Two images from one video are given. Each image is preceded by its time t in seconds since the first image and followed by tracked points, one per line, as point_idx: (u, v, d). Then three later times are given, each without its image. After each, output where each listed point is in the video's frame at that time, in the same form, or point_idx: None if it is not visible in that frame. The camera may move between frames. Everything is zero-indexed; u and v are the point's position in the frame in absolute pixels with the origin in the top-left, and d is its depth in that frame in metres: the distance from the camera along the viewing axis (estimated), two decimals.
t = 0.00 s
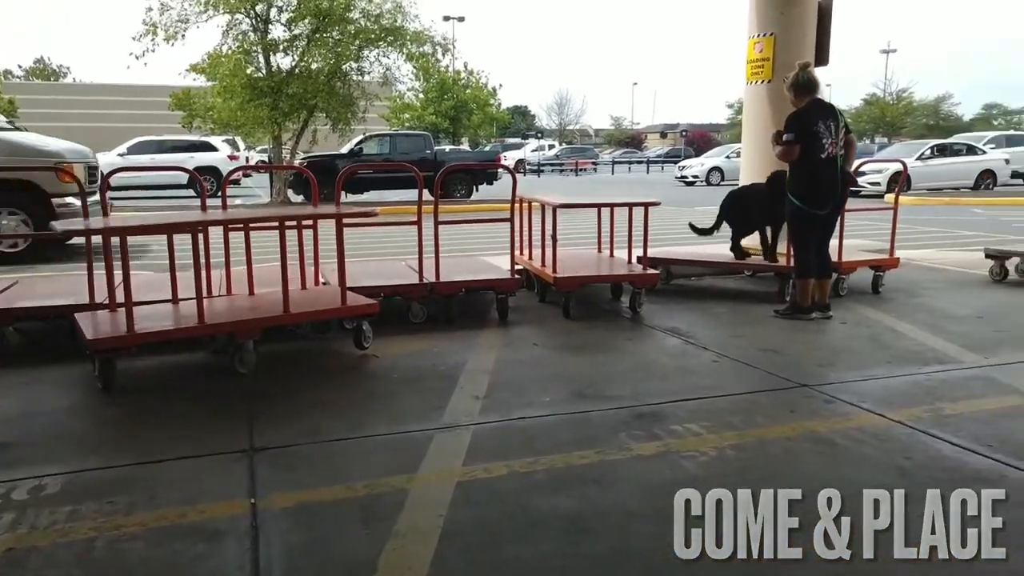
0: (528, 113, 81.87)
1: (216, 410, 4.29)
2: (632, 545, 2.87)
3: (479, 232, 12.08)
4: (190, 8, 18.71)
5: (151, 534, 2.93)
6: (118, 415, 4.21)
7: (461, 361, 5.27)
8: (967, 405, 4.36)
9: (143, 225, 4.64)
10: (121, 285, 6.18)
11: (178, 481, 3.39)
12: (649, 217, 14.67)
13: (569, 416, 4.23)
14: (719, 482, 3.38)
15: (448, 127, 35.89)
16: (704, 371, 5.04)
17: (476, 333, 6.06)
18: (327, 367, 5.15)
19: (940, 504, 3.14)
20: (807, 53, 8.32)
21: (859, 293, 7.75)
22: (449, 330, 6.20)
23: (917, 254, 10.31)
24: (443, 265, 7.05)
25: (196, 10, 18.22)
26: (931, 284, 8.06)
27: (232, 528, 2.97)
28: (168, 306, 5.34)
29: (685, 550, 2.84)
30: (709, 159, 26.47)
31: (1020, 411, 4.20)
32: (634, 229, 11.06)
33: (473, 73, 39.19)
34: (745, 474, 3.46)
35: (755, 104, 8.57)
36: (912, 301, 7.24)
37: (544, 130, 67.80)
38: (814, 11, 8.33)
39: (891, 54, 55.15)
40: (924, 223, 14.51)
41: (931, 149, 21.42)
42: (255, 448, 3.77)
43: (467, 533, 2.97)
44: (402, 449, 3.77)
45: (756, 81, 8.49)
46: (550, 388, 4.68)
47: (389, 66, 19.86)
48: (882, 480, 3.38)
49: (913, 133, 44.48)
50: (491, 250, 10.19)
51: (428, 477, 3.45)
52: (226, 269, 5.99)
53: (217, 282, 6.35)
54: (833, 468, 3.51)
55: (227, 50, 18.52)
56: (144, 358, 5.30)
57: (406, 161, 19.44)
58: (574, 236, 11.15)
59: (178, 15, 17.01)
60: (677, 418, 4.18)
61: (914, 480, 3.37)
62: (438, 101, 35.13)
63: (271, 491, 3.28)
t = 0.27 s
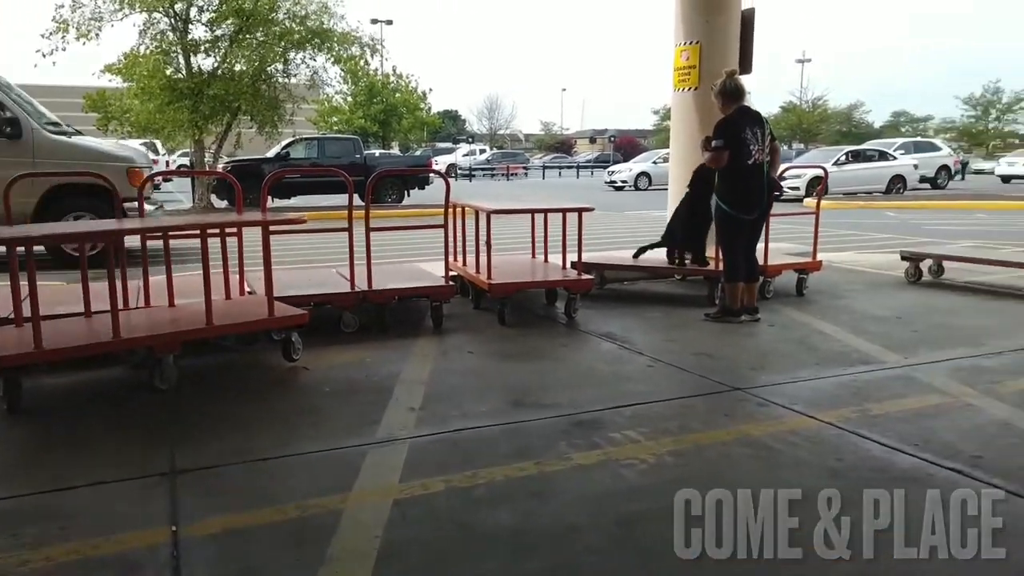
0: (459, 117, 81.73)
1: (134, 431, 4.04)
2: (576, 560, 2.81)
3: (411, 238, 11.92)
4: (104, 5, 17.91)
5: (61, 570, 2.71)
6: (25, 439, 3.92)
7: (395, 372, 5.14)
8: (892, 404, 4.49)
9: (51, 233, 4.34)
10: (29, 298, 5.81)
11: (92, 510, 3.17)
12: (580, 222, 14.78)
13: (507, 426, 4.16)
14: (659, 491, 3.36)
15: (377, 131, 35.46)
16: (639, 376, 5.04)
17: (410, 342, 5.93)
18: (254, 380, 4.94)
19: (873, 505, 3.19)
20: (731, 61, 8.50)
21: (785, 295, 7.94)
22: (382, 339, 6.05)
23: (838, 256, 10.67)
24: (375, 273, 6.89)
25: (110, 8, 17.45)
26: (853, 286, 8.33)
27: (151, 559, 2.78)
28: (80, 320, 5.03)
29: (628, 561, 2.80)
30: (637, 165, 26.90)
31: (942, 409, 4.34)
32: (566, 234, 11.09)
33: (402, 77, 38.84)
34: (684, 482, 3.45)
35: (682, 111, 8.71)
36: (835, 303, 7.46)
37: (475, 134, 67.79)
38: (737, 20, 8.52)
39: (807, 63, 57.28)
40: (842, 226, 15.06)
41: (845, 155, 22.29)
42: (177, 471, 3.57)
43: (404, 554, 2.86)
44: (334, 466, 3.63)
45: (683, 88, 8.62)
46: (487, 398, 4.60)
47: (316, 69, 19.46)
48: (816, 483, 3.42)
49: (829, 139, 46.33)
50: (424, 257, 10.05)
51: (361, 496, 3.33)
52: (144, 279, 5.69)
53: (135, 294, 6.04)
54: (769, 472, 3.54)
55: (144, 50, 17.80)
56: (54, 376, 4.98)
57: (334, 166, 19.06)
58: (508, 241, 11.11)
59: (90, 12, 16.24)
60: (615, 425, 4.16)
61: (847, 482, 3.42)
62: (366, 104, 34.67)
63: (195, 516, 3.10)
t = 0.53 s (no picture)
0: (407, 120, 81.22)
1: (75, 445, 3.88)
2: (538, 566, 2.79)
3: (362, 242, 11.77)
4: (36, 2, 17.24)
5: None
6: None
7: (348, 379, 5.04)
8: (841, 402, 4.59)
9: None
10: None
11: (31, 529, 3.02)
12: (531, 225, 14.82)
13: (465, 431, 4.11)
14: (619, 494, 3.36)
15: (324, 134, 34.99)
16: (595, 379, 5.05)
17: (363, 348, 5.83)
18: (202, 390, 4.79)
19: (827, 501, 3.25)
20: (678, 66, 8.61)
21: (734, 296, 8.08)
22: (334, 345, 5.94)
23: (783, 257, 10.92)
24: (326, 277, 6.76)
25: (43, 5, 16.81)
26: (798, 286, 8.52)
27: None
28: (15, 329, 4.81)
29: (590, 565, 2.79)
30: (585, 167, 27.13)
31: (888, 406, 4.46)
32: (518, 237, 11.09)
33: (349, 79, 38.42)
34: (643, 484, 3.46)
35: (631, 115, 8.79)
36: (782, 303, 7.61)
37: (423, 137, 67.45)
38: (684, 25, 8.64)
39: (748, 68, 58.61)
40: (785, 228, 15.44)
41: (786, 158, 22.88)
42: (123, 485, 3.43)
43: (362, 566, 2.80)
44: (287, 477, 3.53)
45: (631, 92, 8.71)
46: (443, 404, 4.55)
47: (261, 70, 19.09)
48: (772, 481, 3.47)
49: (769, 143, 47.48)
50: (375, 261, 9.93)
51: (316, 507, 3.24)
52: (83, 286, 5.46)
53: (74, 302, 5.80)
54: (726, 472, 3.57)
55: (79, 49, 17.20)
56: None
57: (281, 168, 18.73)
58: (459, 244, 11.06)
59: (21, 9, 15.62)
60: (573, 428, 4.16)
61: (801, 480, 3.48)
62: (312, 106, 34.18)
63: (143, 533, 2.98)
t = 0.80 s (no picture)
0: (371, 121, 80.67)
1: (36, 453, 3.78)
2: (511, 567, 2.79)
3: (328, 244, 11.67)
4: None
5: None
6: None
7: (316, 382, 4.99)
8: (805, 398, 4.67)
9: None
10: None
11: None
12: (498, 225, 14.82)
13: (435, 433, 4.09)
14: (590, 494, 3.37)
15: (287, 134, 34.62)
16: (564, 379, 5.07)
17: (331, 351, 5.78)
18: (167, 395, 4.70)
19: (794, 496, 3.31)
20: (642, 68, 8.69)
21: (699, 295, 8.17)
22: (301, 348, 5.87)
23: (746, 257, 11.08)
24: (291, 279, 6.68)
25: None
26: (761, 285, 8.65)
27: None
28: None
29: (562, 565, 2.80)
30: (551, 168, 27.23)
31: (851, 402, 4.55)
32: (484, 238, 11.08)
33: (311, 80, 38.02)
34: (613, 483, 3.48)
35: (596, 117, 8.84)
36: (746, 302, 7.72)
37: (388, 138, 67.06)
38: (648, 27, 8.72)
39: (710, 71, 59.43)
40: (748, 228, 15.66)
41: (747, 159, 23.20)
42: (85, 494, 3.35)
43: (333, 571, 2.77)
44: (255, 482, 3.48)
45: (596, 93, 8.77)
46: (413, 406, 4.52)
47: (222, 70, 18.86)
48: (740, 478, 3.51)
49: (731, 144, 48.15)
50: (340, 263, 9.84)
51: (285, 512, 3.20)
52: (40, 290, 5.31)
53: (31, 307, 5.65)
54: (695, 470, 3.61)
55: (33, 48, 16.77)
56: None
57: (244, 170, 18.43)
58: (426, 246, 11.01)
59: None
60: (543, 428, 4.17)
61: (768, 476, 3.53)
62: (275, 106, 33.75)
63: (109, 542, 2.92)
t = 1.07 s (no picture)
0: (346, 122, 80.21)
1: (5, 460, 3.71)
2: (492, 567, 2.79)
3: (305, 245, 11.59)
4: None
5: None
6: None
7: (294, 384, 4.95)
8: (781, 396, 4.72)
9: None
10: None
11: None
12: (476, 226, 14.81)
13: (414, 434, 4.08)
14: (570, 493, 3.38)
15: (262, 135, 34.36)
16: (543, 379, 5.07)
17: (308, 352, 5.73)
18: (140, 399, 4.63)
19: (771, 493, 3.34)
20: (618, 68, 8.74)
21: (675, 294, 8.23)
22: (277, 350, 5.82)
23: (722, 256, 11.17)
24: (267, 281, 6.62)
25: None
26: (737, 284, 8.72)
27: None
28: None
29: (543, 564, 2.80)
30: (528, 169, 27.26)
31: (826, 399, 4.60)
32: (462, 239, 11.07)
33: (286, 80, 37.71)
34: (593, 483, 3.49)
35: (573, 117, 8.86)
36: (723, 301, 7.78)
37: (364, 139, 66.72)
38: (623, 28, 8.77)
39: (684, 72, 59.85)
40: (723, 228, 15.79)
41: (722, 159, 23.41)
42: (57, 499, 3.30)
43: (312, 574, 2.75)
44: (231, 486, 3.45)
45: (573, 93, 8.80)
46: (391, 407, 4.50)
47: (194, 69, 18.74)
48: (718, 475, 3.54)
49: (706, 144, 48.56)
50: (316, 264, 9.76)
51: (262, 516, 3.17)
52: (10, 292, 5.22)
53: None
54: (673, 468, 3.63)
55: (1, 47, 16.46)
56: None
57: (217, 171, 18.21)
58: (403, 247, 10.97)
59: None
60: (523, 428, 4.17)
61: (745, 473, 3.56)
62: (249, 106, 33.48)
63: (81, 548, 2.87)
